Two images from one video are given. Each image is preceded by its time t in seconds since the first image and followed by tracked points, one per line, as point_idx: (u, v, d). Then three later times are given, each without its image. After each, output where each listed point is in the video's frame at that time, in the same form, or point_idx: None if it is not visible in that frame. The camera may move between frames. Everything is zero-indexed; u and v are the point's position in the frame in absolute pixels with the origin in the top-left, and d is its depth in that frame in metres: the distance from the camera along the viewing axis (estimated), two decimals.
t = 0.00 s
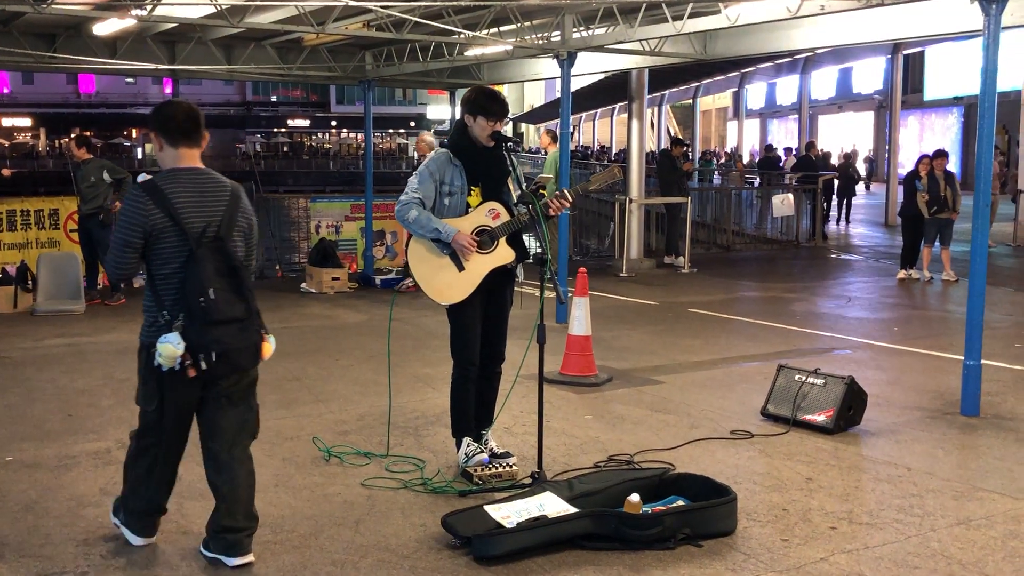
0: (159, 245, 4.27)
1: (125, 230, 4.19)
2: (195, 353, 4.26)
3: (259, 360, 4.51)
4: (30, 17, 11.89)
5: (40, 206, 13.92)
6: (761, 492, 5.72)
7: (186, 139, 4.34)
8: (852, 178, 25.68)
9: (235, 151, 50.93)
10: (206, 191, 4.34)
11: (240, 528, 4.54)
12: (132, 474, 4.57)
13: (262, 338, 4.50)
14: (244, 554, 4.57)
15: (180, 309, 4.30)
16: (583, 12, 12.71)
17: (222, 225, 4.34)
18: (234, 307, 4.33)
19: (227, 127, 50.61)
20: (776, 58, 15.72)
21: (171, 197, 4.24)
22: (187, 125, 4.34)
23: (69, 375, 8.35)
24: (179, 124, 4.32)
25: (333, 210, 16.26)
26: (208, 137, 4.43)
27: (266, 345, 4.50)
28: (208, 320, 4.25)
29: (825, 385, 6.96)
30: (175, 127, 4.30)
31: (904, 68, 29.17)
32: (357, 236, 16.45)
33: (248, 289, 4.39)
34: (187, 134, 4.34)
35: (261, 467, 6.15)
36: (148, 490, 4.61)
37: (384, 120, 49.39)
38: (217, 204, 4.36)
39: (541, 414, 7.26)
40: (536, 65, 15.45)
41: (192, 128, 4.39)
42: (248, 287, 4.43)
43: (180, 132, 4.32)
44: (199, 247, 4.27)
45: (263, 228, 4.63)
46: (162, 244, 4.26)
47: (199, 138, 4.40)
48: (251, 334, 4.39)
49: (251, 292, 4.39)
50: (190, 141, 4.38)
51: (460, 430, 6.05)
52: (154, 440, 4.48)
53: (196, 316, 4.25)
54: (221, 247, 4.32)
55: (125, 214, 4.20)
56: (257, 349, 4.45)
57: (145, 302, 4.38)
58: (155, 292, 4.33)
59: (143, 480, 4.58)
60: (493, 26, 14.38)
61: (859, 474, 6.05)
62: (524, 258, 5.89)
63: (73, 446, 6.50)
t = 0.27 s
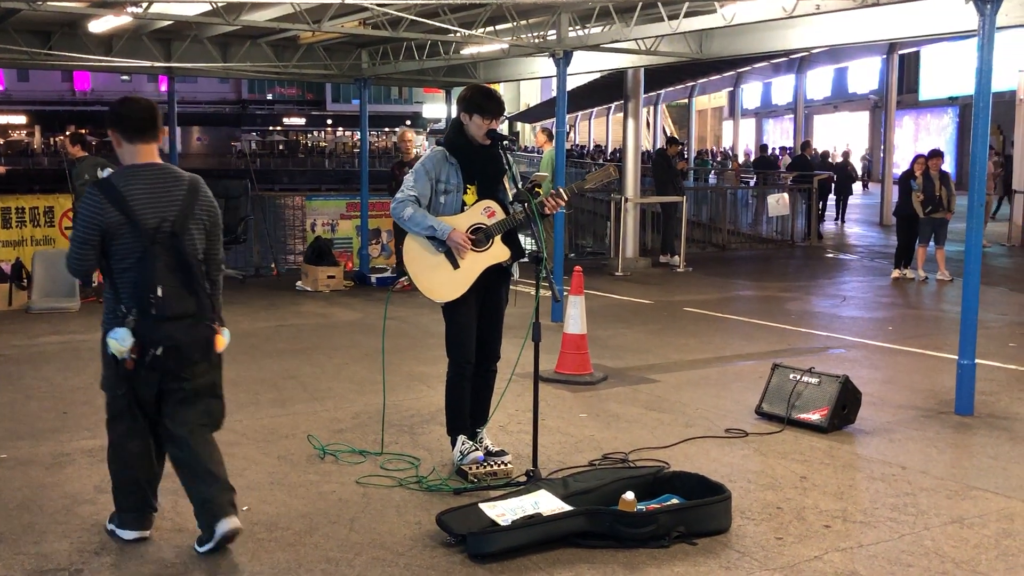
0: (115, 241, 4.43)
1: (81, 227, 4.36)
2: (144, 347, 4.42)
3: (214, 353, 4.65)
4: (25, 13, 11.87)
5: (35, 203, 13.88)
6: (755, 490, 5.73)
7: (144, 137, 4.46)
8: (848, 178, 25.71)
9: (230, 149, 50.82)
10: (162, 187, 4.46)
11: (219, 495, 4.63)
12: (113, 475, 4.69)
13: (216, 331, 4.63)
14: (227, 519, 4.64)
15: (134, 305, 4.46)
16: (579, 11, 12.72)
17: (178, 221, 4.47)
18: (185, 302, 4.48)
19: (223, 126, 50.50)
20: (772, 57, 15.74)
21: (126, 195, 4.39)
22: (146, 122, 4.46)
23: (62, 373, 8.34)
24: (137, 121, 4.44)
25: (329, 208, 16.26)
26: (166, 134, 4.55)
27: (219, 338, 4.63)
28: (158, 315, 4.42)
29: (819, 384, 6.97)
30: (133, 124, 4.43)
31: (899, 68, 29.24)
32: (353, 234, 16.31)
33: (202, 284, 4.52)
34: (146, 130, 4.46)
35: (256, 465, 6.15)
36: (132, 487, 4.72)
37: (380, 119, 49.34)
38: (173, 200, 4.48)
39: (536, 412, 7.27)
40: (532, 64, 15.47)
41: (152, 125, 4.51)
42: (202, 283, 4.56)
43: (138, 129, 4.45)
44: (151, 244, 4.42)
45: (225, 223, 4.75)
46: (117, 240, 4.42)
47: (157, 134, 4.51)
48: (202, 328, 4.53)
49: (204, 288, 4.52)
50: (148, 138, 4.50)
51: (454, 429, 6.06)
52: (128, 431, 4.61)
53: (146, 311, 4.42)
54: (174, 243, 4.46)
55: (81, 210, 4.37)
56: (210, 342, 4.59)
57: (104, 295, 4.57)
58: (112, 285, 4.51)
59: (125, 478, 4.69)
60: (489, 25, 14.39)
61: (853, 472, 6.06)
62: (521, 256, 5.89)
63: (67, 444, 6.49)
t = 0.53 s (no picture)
0: (83, 234, 4.68)
1: (52, 221, 4.63)
2: (110, 335, 4.63)
3: (181, 341, 4.82)
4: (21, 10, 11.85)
5: (31, 200, 13.88)
6: (750, 489, 5.74)
7: (111, 132, 4.74)
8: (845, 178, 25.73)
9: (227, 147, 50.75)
10: (128, 181, 4.71)
11: (171, 464, 5.02)
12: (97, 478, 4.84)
13: (183, 319, 4.81)
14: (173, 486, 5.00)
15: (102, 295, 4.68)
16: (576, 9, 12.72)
17: (143, 213, 4.70)
18: (148, 291, 4.68)
19: (219, 123, 50.42)
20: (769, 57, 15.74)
21: (93, 188, 4.64)
22: (115, 119, 4.75)
23: (57, 370, 8.33)
24: (107, 118, 4.73)
25: (325, 206, 16.14)
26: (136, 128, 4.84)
27: (187, 326, 4.80)
28: (121, 303, 4.63)
29: (814, 383, 6.98)
30: (102, 121, 4.72)
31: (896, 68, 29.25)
32: (348, 232, 16.37)
33: (166, 273, 4.73)
34: (115, 127, 4.75)
35: (251, 463, 6.15)
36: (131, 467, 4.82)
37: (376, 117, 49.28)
38: (139, 193, 4.72)
39: (531, 411, 7.27)
40: (529, 63, 15.48)
41: (121, 121, 4.80)
42: (166, 272, 4.76)
43: (108, 126, 4.74)
44: (117, 235, 4.65)
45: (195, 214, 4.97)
46: (86, 232, 4.67)
47: (127, 130, 4.80)
48: (167, 315, 4.72)
49: (168, 276, 4.72)
50: (118, 133, 4.78)
51: (450, 427, 6.05)
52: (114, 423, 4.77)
53: (112, 300, 4.64)
54: (139, 234, 4.68)
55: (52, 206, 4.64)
56: (177, 330, 4.77)
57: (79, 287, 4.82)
58: (85, 277, 4.76)
59: (118, 472, 4.78)
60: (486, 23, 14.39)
61: (848, 471, 6.07)
62: (517, 255, 5.89)
63: (62, 441, 6.48)
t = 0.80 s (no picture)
0: (75, 231, 4.70)
1: (44, 218, 4.65)
2: (100, 329, 4.63)
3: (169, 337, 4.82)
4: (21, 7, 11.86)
5: (30, 198, 13.89)
6: (748, 489, 5.74)
7: (106, 134, 4.78)
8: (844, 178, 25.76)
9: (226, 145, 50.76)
10: (122, 181, 4.75)
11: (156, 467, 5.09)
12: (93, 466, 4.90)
13: (172, 316, 4.82)
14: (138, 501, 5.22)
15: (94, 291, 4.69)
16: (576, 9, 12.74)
17: (135, 212, 4.73)
18: (139, 287, 4.69)
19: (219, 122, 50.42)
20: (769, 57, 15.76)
21: (87, 188, 4.68)
22: (111, 121, 4.79)
23: (56, 368, 8.33)
24: (102, 119, 4.76)
25: (325, 205, 16.13)
26: (131, 131, 4.86)
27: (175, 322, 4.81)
28: (113, 298, 4.64)
29: (814, 384, 6.98)
30: (97, 122, 4.76)
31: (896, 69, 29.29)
32: (348, 231, 16.36)
33: (157, 271, 4.74)
34: (110, 128, 4.79)
35: (250, 461, 6.15)
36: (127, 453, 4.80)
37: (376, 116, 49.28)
38: (132, 193, 4.75)
39: (530, 411, 7.28)
40: (529, 62, 15.50)
41: (117, 124, 4.84)
42: (157, 270, 4.78)
43: (102, 127, 4.77)
44: (109, 233, 4.67)
45: (188, 216, 5.00)
46: (79, 229, 4.69)
47: (121, 132, 4.83)
48: (157, 312, 4.73)
49: (158, 273, 4.73)
50: (113, 135, 4.82)
51: (449, 427, 6.05)
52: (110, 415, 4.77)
53: (102, 296, 4.65)
54: (131, 232, 4.71)
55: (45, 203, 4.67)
56: (166, 327, 4.78)
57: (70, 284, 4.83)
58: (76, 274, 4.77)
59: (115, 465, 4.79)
60: (486, 22, 14.40)
61: (846, 471, 6.08)
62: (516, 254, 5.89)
63: (61, 439, 6.47)
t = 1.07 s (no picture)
0: (78, 223, 4.83)
1: (49, 207, 4.77)
2: (94, 322, 4.79)
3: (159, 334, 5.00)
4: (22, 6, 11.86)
5: (32, 197, 13.87)
6: (748, 490, 5.74)
7: (118, 130, 4.90)
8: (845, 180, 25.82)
9: (228, 145, 50.79)
10: (128, 177, 4.88)
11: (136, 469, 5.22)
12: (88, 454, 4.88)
13: (163, 314, 5.00)
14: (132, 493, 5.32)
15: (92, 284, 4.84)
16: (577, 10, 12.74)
17: (139, 209, 4.87)
18: (135, 285, 4.86)
19: (220, 121, 50.48)
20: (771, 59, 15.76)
21: (93, 181, 4.80)
22: (122, 117, 4.91)
23: (57, 366, 8.35)
24: (114, 115, 4.89)
25: (326, 204, 16.25)
26: (140, 129, 4.99)
27: (165, 321, 5.00)
28: (109, 294, 4.80)
29: (815, 385, 6.98)
30: (109, 117, 4.87)
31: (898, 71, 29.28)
32: (349, 231, 16.45)
33: (153, 270, 4.91)
34: (121, 125, 4.91)
35: (251, 460, 6.15)
36: (119, 444, 4.87)
37: (378, 116, 49.30)
38: (136, 190, 4.88)
39: (531, 410, 7.28)
40: (531, 63, 15.52)
41: (127, 120, 4.96)
42: (154, 268, 4.94)
43: (114, 123, 4.89)
44: (111, 228, 4.81)
45: (187, 216, 5.15)
46: (81, 221, 4.82)
47: (131, 130, 4.96)
48: (150, 311, 4.90)
49: (154, 274, 4.90)
50: (123, 132, 4.95)
51: (450, 427, 6.06)
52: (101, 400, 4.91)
53: (98, 289, 4.80)
54: (132, 229, 4.85)
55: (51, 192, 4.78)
56: (157, 325, 4.96)
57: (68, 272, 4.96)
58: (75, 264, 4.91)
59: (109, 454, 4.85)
60: (488, 23, 14.42)
61: (845, 473, 6.08)
62: (518, 255, 5.90)
63: (62, 436, 6.48)
